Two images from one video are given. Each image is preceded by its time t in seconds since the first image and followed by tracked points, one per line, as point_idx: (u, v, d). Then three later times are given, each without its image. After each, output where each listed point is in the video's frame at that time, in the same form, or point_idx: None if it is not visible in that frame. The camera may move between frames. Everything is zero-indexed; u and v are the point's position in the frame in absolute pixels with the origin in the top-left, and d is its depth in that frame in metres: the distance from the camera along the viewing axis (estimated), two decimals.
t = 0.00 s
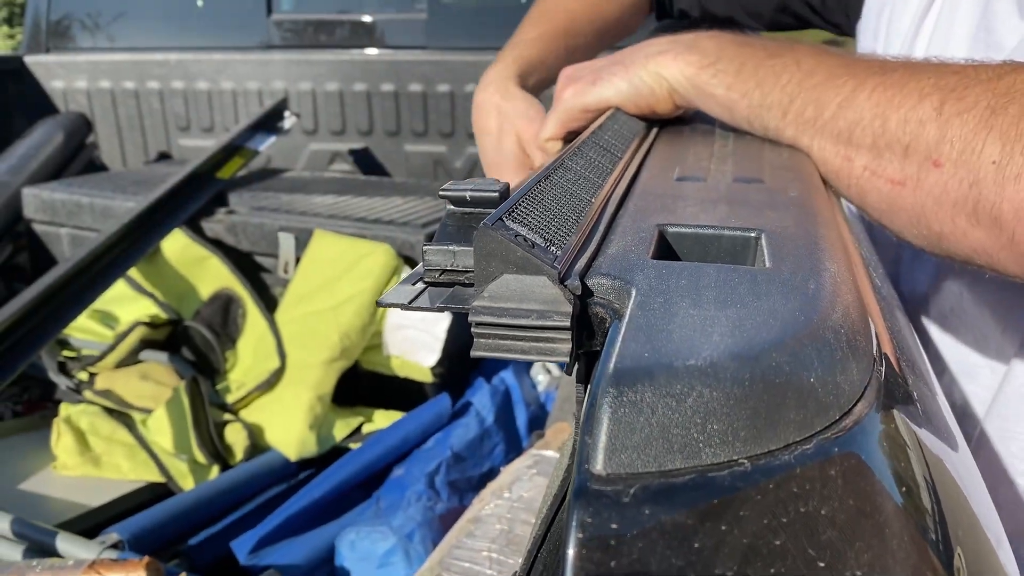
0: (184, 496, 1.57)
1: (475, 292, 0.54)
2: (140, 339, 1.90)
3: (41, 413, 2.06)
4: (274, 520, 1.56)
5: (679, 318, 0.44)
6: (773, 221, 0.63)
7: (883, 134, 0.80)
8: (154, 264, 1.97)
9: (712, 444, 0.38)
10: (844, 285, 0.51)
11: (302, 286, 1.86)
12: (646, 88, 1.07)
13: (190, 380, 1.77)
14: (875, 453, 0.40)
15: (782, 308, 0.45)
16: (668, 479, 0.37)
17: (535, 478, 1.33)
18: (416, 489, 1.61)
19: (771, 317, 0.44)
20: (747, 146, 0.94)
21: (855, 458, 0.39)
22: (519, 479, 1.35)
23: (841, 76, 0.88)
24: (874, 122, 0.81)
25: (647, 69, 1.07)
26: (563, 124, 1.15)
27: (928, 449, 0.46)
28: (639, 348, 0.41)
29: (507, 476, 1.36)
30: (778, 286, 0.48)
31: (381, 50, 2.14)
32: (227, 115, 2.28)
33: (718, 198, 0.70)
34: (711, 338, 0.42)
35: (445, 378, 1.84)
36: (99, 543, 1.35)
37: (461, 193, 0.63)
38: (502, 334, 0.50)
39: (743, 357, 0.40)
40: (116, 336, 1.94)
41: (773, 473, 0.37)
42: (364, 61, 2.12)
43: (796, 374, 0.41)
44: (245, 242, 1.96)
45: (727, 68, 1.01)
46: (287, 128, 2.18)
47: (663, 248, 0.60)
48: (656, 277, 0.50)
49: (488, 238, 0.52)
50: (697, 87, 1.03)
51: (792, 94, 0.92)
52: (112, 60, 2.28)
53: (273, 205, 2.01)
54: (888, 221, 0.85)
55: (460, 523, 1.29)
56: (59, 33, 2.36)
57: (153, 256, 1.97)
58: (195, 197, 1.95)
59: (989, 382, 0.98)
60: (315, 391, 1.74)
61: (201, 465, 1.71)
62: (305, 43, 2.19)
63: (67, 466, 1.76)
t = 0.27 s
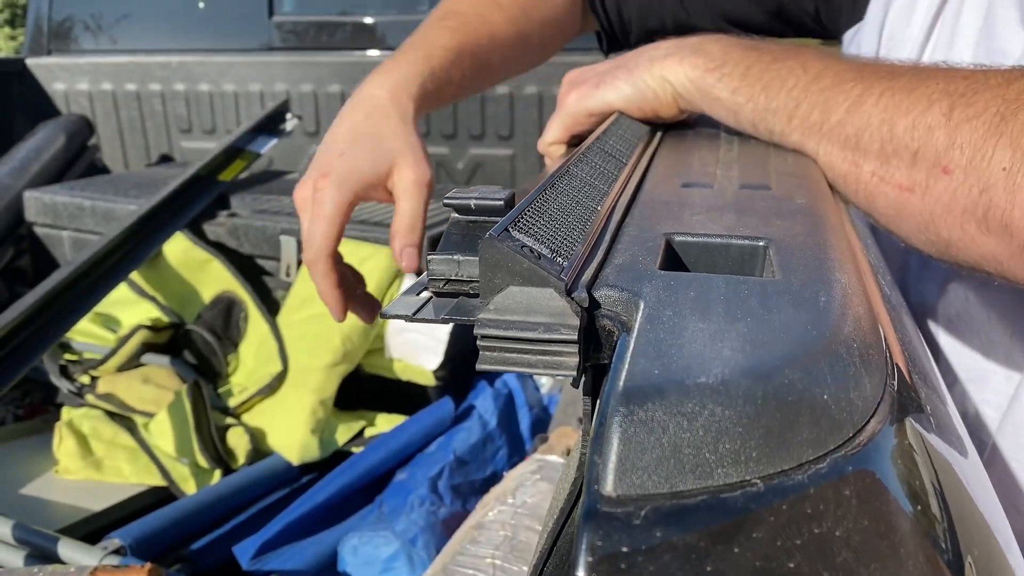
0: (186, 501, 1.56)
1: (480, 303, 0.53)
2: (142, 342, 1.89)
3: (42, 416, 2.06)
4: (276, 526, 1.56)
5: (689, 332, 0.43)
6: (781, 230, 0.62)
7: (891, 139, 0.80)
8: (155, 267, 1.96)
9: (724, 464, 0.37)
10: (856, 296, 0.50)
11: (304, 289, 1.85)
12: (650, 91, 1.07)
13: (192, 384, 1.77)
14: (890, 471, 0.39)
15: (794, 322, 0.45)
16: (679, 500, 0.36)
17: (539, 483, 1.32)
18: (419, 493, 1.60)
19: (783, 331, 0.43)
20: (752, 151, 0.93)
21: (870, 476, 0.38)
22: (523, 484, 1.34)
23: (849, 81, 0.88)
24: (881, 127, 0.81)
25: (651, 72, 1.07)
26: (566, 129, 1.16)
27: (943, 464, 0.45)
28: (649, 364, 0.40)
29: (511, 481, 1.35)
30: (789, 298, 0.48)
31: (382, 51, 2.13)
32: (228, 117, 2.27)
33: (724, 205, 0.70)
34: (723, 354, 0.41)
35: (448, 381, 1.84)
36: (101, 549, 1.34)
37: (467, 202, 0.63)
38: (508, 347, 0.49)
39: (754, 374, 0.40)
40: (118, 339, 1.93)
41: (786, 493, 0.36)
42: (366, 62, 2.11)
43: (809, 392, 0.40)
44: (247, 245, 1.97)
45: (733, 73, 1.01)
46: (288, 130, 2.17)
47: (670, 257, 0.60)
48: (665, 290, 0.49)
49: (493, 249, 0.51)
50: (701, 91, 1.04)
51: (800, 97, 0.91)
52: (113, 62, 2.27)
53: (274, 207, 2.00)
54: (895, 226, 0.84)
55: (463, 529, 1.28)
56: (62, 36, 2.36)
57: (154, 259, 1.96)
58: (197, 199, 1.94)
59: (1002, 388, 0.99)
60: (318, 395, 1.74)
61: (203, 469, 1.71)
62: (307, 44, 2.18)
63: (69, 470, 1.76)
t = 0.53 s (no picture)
0: (186, 504, 1.56)
1: (479, 311, 0.53)
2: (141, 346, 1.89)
3: (43, 419, 2.06)
4: (276, 529, 1.56)
5: (688, 341, 0.43)
6: (781, 236, 0.62)
7: (887, 146, 0.82)
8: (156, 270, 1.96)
9: (724, 475, 0.37)
10: (857, 303, 0.50)
11: (304, 292, 1.85)
12: (650, 94, 1.07)
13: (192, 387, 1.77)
14: (892, 481, 0.38)
15: (794, 330, 0.44)
16: (680, 512, 0.36)
17: (540, 486, 1.32)
18: (419, 496, 1.60)
19: (782, 339, 0.43)
20: (752, 154, 0.93)
21: (871, 487, 0.38)
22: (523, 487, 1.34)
23: (845, 87, 0.90)
24: (878, 134, 0.83)
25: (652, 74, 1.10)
26: (567, 133, 1.17)
27: (945, 473, 0.45)
28: (649, 374, 0.40)
29: (512, 484, 1.35)
30: (789, 306, 0.47)
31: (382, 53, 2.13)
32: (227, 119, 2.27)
33: (725, 210, 0.69)
34: (723, 363, 0.41)
35: (449, 384, 1.83)
36: (101, 552, 1.34)
37: (467, 207, 0.62)
38: (507, 355, 0.49)
39: (755, 383, 0.39)
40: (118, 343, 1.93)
41: (787, 505, 0.36)
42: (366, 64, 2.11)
43: (810, 402, 0.39)
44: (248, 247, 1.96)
45: (731, 78, 1.04)
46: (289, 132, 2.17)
47: (669, 264, 0.59)
48: (665, 298, 0.49)
49: (493, 256, 0.51)
50: (700, 94, 1.05)
51: (797, 103, 0.93)
52: (113, 64, 2.27)
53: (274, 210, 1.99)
54: (891, 232, 0.86)
55: (464, 533, 1.28)
56: (62, 38, 2.36)
57: (155, 261, 1.96)
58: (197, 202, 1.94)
59: (1006, 395, 0.99)
60: (318, 398, 1.73)
61: (203, 473, 1.71)
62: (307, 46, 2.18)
63: (69, 473, 1.76)
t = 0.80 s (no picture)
0: (187, 506, 1.56)
1: (479, 311, 0.53)
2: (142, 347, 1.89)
3: (44, 422, 2.06)
4: (277, 531, 1.56)
5: (687, 343, 0.43)
6: (780, 238, 0.62)
7: (886, 148, 0.82)
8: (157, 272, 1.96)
9: (722, 477, 0.37)
10: (855, 304, 0.50)
11: (304, 294, 1.85)
12: (650, 97, 1.09)
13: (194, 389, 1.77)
14: (889, 482, 0.39)
15: (793, 332, 0.45)
16: (678, 514, 0.36)
17: (541, 488, 1.32)
18: (421, 498, 1.60)
19: (781, 341, 0.44)
20: (752, 156, 0.94)
21: (869, 488, 0.38)
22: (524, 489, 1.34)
23: (845, 89, 0.91)
24: (876, 136, 0.83)
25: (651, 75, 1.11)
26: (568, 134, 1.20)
27: (944, 475, 0.45)
28: (648, 376, 0.41)
29: (513, 485, 1.35)
30: (787, 308, 0.48)
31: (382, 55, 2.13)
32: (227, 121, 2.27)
33: (724, 212, 0.70)
34: (721, 365, 0.41)
35: (449, 385, 1.84)
36: (102, 554, 1.34)
37: (467, 208, 0.63)
38: (507, 356, 0.49)
39: (753, 385, 0.40)
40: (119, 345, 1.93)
41: (785, 506, 0.36)
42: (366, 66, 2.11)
43: (809, 404, 0.40)
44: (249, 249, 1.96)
45: (730, 79, 1.05)
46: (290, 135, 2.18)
47: (669, 267, 0.59)
48: (664, 300, 0.49)
49: (493, 257, 0.51)
50: (701, 96, 1.06)
51: (795, 106, 0.94)
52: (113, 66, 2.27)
53: (274, 211, 1.99)
54: (890, 234, 0.86)
55: (465, 534, 1.28)
56: (63, 40, 2.37)
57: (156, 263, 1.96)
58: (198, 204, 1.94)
59: (1009, 398, 1.00)
60: (318, 401, 1.73)
61: (204, 475, 1.71)
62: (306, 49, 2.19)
63: (71, 475, 1.77)
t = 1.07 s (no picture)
0: (191, 507, 1.57)
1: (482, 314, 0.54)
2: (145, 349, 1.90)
3: (48, 423, 2.07)
4: (281, 531, 1.57)
5: (687, 344, 0.44)
6: (779, 240, 0.63)
7: (885, 151, 0.83)
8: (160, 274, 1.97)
9: (721, 474, 0.38)
10: (852, 305, 0.51)
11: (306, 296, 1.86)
12: (649, 102, 1.11)
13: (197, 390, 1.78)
14: (885, 479, 0.40)
15: (791, 332, 0.46)
16: (678, 510, 0.37)
17: (544, 488, 1.33)
18: (423, 498, 1.61)
19: (779, 342, 0.44)
20: (752, 158, 0.95)
21: (864, 485, 0.39)
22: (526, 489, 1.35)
23: (844, 92, 0.92)
24: (875, 138, 0.84)
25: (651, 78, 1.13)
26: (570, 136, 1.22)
27: (939, 473, 0.46)
28: (648, 376, 0.41)
29: (515, 485, 1.36)
30: (785, 309, 0.49)
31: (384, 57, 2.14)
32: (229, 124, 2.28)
33: (724, 214, 0.71)
34: (720, 365, 0.42)
35: (451, 386, 1.85)
36: (107, 555, 1.35)
37: (470, 211, 0.64)
38: (510, 357, 0.50)
39: (752, 385, 0.41)
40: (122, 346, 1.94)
41: (782, 503, 0.37)
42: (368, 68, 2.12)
43: (805, 403, 0.41)
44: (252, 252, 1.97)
45: (730, 82, 1.06)
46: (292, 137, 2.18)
47: (669, 268, 0.60)
48: (665, 301, 0.50)
49: (496, 259, 0.52)
50: (701, 99, 1.07)
51: (795, 109, 0.95)
52: (115, 69, 2.28)
53: (276, 214, 2.00)
54: (889, 234, 0.87)
55: (467, 534, 1.29)
56: (65, 43, 2.37)
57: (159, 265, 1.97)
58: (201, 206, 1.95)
59: (1011, 400, 1.01)
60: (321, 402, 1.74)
61: (206, 476, 1.72)
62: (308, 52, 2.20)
63: (74, 476, 1.78)
